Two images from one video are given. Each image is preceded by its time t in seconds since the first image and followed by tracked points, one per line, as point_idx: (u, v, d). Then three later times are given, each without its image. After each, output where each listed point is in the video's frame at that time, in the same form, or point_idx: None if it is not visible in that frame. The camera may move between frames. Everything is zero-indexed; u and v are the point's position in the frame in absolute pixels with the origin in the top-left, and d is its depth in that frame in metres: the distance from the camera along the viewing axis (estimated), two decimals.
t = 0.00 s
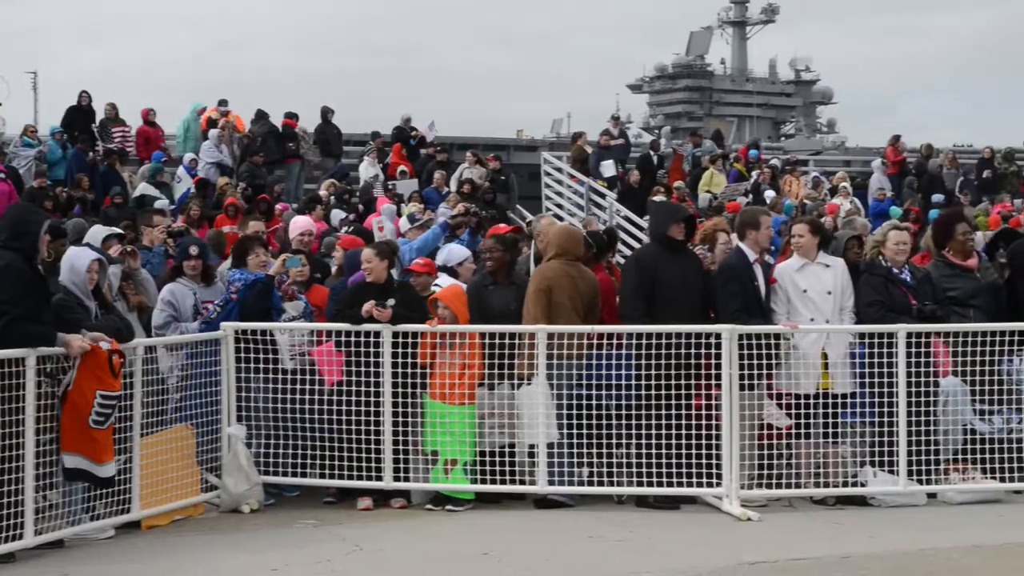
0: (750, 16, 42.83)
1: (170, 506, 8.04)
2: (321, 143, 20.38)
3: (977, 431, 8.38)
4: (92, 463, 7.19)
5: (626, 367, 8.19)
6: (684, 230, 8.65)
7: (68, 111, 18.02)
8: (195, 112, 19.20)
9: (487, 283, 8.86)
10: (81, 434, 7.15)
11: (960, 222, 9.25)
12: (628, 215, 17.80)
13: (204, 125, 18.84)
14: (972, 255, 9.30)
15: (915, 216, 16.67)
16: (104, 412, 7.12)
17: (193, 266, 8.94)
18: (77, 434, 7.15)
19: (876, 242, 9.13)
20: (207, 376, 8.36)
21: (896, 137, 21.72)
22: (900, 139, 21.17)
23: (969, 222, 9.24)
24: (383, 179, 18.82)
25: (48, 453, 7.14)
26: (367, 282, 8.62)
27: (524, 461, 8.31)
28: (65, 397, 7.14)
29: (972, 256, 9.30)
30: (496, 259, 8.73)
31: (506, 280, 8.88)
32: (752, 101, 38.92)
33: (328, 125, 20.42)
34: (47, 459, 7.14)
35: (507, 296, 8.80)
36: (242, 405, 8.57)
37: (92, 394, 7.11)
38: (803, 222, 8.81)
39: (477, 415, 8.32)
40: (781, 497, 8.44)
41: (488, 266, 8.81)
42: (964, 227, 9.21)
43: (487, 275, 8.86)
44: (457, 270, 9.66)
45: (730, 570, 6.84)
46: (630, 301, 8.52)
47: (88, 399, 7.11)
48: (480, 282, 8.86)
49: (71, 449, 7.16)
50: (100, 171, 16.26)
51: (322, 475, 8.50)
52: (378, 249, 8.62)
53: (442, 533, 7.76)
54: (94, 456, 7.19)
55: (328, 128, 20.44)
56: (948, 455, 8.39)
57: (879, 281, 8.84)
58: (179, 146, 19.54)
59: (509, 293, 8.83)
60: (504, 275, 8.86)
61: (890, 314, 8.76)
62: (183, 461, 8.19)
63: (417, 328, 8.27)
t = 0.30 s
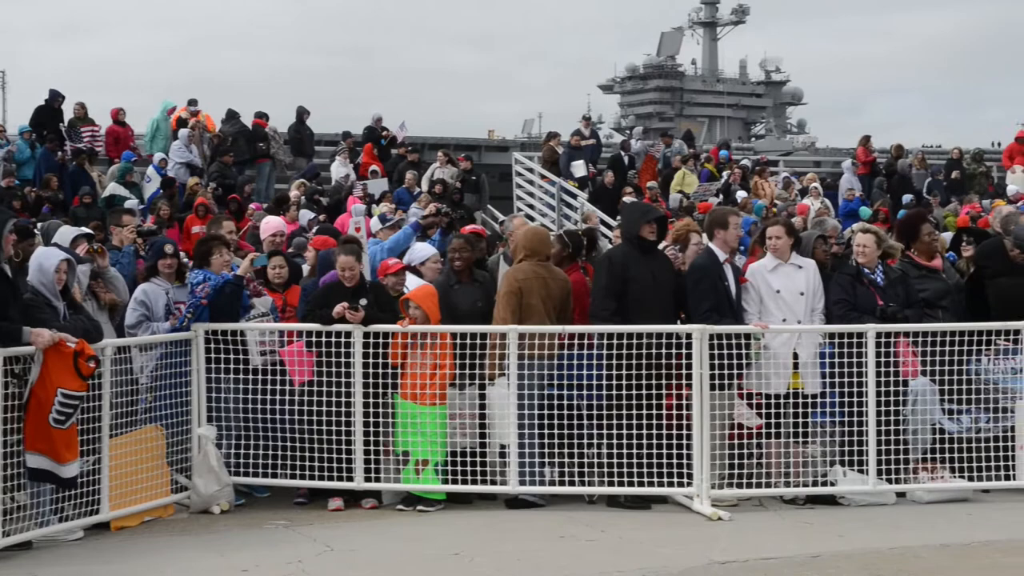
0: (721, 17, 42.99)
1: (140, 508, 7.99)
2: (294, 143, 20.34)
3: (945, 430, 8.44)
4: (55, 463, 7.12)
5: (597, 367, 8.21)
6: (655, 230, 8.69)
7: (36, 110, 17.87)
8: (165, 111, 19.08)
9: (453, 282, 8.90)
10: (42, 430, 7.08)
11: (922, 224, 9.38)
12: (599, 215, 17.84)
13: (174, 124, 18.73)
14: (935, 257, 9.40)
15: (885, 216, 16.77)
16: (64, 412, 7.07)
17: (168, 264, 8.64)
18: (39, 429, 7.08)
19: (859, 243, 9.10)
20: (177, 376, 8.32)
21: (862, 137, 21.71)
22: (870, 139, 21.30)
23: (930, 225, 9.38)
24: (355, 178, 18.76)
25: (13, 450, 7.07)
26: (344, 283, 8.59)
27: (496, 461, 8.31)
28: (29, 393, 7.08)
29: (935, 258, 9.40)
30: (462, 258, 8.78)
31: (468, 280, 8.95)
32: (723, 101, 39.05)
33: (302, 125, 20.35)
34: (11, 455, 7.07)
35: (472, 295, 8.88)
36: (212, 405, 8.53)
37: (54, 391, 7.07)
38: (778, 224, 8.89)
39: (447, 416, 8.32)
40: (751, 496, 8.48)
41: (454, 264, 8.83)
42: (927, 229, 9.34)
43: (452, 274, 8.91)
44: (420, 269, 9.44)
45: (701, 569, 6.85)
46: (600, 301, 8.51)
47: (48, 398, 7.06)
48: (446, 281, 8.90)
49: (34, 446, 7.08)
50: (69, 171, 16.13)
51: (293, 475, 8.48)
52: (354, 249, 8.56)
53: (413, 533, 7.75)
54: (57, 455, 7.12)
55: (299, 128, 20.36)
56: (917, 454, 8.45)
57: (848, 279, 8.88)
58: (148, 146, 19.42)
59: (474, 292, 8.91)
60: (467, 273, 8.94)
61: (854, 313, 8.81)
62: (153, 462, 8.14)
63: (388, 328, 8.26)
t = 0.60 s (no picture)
0: (694, 18, 43.12)
1: (111, 509, 7.95)
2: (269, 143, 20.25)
3: (917, 429, 8.49)
4: (21, 468, 7.09)
5: (571, 367, 8.21)
6: (630, 231, 8.69)
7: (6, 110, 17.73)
8: (137, 111, 18.98)
9: (426, 282, 8.87)
10: (9, 434, 7.04)
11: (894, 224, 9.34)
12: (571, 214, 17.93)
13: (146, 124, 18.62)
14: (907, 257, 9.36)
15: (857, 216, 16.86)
16: (34, 416, 7.03)
17: (151, 264, 8.63)
18: (4, 434, 7.04)
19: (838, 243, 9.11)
20: (150, 377, 8.27)
21: (834, 136, 21.59)
22: (843, 139, 21.39)
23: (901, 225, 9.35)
24: (328, 178, 18.71)
25: None
26: (316, 284, 8.51)
27: (469, 461, 8.32)
28: None
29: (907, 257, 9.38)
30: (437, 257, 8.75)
31: (441, 279, 8.93)
32: (696, 102, 39.17)
33: (276, 126, 20.28)
34: None
35: (446, 295, 8.84)
36: (185, 406, 8.49)
37: (23, 396, 7.02)
38: (762, 224, 8.82)
39: (421, 415, 8.30)
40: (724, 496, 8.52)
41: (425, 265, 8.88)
42: (898, 229, 9.33)
43: (425, 274, 8.87)
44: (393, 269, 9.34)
45: (675, 569, 6.87)
46: (582, 303, 8.51)
47: (17, 402, 7.02)
48: (419, 281, 8.86)
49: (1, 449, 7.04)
50: (40, 170, 16.01)
51: (266, 476, 8.43)
52: (329, 250, 8.52)
53: (387, 534, 7.73)
54: (23, 458, 7.09)
55: (274, 128, 20.28)
56: (889, 454, 8.50)
57: (820, 279, 8.98)
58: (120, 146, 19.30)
59: (448, 291, 8.88)
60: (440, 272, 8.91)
61: (823, 313, 8.92)
62: (126, 463, 8.09)
63: (362, 328, 8.25)
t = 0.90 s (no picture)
0: (662, 19, 43.25)
1: (75, 510, 7.89)
2: (236, 143, 20.16)
3: (882, 429, 8.54)
4: None
5: (538, 367, 8.22)
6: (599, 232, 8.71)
7: None
8: (103, 110, 18.84)
9: (397, 281, 8.85)
10: None
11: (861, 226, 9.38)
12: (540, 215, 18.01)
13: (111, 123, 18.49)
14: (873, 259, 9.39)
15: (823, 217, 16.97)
16: None
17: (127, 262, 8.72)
18: None
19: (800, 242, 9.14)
20: (115, 378, 8.22)
21: (800, 137, 21.65)
22: (809, 140, 21.50)
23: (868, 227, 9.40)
24: (295, 178, 18.64)
25: None
26: (283, 284, 8.49)
27: (437, 462, 8.34)
28: None
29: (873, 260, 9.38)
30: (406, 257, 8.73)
31: (412, 278, 8.91)
32: (664, 102, 39.29)
33: (243, 126, 20.19)
34: None
35: (418, 293, 8.83)
36: (150, 407, 8.43)
37: None
38: (733, 225, 8.89)
39: (388, 416, 8.28)
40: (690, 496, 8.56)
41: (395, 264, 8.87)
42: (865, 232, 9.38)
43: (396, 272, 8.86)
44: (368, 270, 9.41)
45: (641, 569, 6.89)
46: (556, 303, 8.48)
47: None
48: (390, 281, 8.85)
49: None
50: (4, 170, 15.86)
51: (232, 478, 8.39)
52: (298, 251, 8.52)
53: (354, 535, 7.72)
54: None
55: (241, 128, 20.18)
56: (855, 454, 8.56)
57: (788, 280, 8.98)
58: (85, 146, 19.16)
59: (418, 290, 8.85)
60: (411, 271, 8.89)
61: (790, 314, 8.93)
62: (90, 464, 8.04)
63: (328, 329, 8.22)
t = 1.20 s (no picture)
0: (617, 20, 43.38)
1: (27, 513, 7.80)
2: (190, 143, 20.01)
3: (836, 428, 8.63)
4: None
5: (494, 367, 8.23)
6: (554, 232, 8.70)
7: None
8: (55, 109, 18.63)
9: (356, 280, 8.76)
10: None
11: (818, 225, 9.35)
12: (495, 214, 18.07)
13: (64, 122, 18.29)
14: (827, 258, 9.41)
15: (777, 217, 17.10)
16: None
17: (84, 262, 8.69)
18: None
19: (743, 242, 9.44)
20: (69, 380, 8.13)
21: (755, 141, 21.84)
22: (763, 141, 21.64)
23: (825, 226, 9.39)
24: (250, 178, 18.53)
25: None
26: (238, 286, 8.41)
27: (392, 463, 8.31)
28: None
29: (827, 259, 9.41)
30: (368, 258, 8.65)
31: (370, 278, 8.83)
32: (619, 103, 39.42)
33: (197, 125, 20.03)
34: None
35: (376, 293, 8.74)
36: (103, 408, 8.34)
37: None
38: (685, 225, 8.86)
39: (343, 416, 8.25)
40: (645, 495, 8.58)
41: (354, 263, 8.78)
42: (823, 232, 9.37)
43: (355, 271, 8.78)
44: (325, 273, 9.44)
45: (597, 568, 6.91)
46: (515, 305, 8.49)
47: None
48: (349, 280, 8.76)
49: None
50: None
51: (186, 479, 8.33)
52: (252, 252, 8.45)
53: (309, 535, 7.69)
54: None
55: (196, 128, 20.02)
56: (811, 453, 8.63)
57: (742, 281, 9.07)
58: (37, 145, 18.93)
59: (377, 289, 8.77)
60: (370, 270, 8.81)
61: (749, 314, 9.01)
62: (43, 466, 7.94)
63: (283, 329, 8.19)
